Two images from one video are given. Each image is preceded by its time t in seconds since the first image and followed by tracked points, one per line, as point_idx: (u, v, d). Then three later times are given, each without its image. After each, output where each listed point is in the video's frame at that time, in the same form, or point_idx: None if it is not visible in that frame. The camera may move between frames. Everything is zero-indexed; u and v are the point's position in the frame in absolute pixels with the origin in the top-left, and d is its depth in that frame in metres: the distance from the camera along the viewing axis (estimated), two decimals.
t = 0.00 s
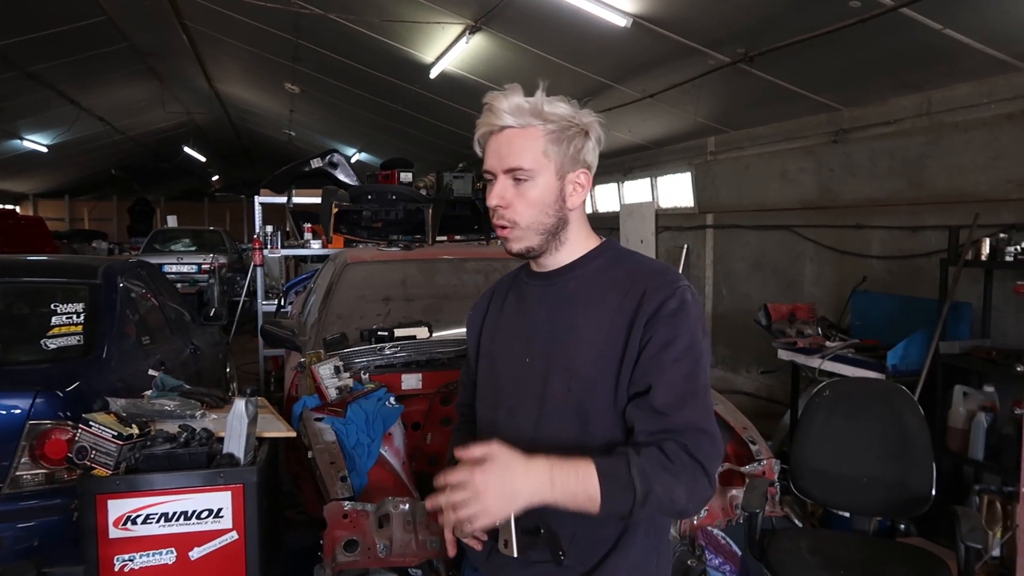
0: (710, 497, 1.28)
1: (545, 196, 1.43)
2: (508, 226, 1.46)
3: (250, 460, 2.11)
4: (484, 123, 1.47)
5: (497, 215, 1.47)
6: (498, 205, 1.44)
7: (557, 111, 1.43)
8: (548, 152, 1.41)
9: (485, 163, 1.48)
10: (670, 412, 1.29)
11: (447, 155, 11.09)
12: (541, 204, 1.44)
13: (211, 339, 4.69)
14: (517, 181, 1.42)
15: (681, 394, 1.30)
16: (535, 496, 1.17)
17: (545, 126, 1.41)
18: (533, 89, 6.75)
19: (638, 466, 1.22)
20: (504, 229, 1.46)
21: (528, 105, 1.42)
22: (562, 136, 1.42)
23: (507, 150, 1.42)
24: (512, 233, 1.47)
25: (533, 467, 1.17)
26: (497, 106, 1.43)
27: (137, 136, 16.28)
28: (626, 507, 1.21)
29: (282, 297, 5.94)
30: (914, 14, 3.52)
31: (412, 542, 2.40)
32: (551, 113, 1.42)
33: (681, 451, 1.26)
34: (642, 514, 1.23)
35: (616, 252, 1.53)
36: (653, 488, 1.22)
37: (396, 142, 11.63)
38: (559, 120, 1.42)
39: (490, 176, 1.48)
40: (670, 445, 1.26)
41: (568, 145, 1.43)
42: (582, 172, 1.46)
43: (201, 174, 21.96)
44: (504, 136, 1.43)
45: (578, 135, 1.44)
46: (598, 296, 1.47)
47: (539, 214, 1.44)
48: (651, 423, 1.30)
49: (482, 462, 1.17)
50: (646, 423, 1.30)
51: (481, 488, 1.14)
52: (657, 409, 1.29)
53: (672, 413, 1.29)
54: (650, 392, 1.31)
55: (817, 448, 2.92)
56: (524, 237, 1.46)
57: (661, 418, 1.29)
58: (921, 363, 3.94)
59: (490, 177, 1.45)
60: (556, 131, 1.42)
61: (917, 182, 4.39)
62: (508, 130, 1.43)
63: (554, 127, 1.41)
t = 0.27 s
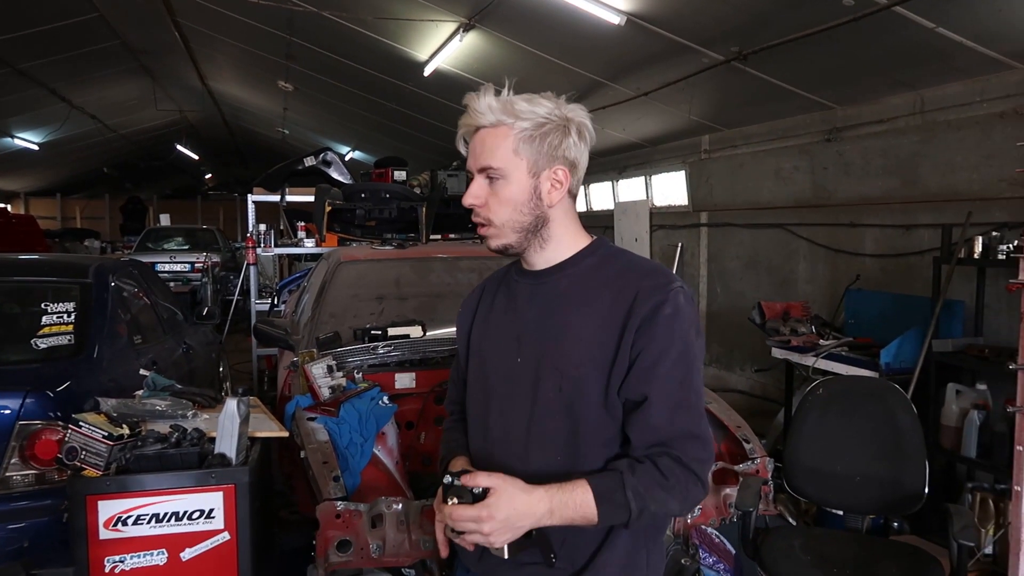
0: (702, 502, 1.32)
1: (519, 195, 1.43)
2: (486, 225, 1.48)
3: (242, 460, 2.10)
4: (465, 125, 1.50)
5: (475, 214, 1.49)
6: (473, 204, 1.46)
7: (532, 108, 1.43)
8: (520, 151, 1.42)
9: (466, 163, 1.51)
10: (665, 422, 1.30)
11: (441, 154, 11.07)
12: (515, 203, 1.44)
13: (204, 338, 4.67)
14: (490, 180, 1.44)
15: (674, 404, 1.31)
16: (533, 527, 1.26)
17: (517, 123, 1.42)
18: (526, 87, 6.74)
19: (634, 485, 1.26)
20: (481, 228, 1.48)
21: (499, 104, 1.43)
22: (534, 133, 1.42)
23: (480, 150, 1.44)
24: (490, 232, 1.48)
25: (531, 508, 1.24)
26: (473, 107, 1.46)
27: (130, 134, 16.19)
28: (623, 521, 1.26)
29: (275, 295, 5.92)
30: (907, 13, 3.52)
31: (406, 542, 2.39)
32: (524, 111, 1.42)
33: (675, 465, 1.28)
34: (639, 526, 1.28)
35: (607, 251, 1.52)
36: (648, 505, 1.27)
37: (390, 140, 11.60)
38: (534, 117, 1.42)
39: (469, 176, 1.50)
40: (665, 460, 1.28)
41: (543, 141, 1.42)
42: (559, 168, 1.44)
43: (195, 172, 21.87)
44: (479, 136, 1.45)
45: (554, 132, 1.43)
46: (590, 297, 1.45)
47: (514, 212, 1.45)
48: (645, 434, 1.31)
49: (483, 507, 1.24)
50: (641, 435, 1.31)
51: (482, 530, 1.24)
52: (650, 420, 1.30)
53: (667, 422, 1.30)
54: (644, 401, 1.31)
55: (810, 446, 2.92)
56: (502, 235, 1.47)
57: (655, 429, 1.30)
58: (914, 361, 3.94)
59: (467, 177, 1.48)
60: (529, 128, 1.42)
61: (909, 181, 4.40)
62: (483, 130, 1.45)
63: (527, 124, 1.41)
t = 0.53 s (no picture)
0: (708, 497, 1.32)
1: (524, 191, 1.44)
2: (492, 223, 1.48)
3: (243, 459, 2.11)
4: (467, 125, 1.51)
5: (481, 212, 1.49)
6: (479, 202, 1.47)
7: (534, 105, 1.43)
8: (524, 147, 1.42)
9: (470, 161, 1.52)
10: (669, 417, 1.31)
11: (442, 152, 11.07)
12: (521, 199, 1.44)
13: (206, 337, 4.68)
14: (496, 177, 1.45)
15: (676, 398, 1.32)
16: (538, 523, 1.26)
17: (521, 121, 1.42)
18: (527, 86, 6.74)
19: (643, 479, 1.26)
20: (487, 226, 1.48)
21: (502, 101, 1.43)
22: (539, 130, 1.42)
23: (485, 148, 1.45)
24: (496, 229, 1.49)
25: (534, 506, 1.24)
26: (476, 106, 1.46)
27: (130, 133, 16.19)
28: (631, 517, 1.26)
29: (277, 294, 5.93)
30: (907, 11, 3.52)
31: (407, 540, 2.39)
32: (528, 108, 1.43)
33: (682, 459, 1.29)
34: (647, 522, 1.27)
35: (607, 247, 1.53)
36: (658, 501, 1.26)
37: (391, 139, 11.60)
38: (537, 114, 1.43)
39: (474, 174, 1.51)
40: (672, 454, 1.28)
41: (547, 137, 1.43)
42: (564, 164, 1.45)
43: (196, 171, 21.88)
44: (482, 135, 1.46)
45: (558, 127, 1.44)
46: (591, 294, 1.46)
47: (520, 209, 1.45)
48: (649, 429, 1.31)
49: (483, 504, 1.25)
50: (646, 429, 1.31)
51: (483, 528, 1.26)
52: (653, 415, 1.31)
53: (670, 417, 1.31)
54: (646, 396, 1.31)
55: (810, 444, 2.94)
56: (508, 232, 1.48)
57: (659, 425, 1.31)
58: (914, 360, 3.95)
59: (472, 175, 1.48)
60: (532, 125, 1.42)
61: (910, 179, 4.40)
62: (487, 128, 1.45)
63: (531, 121, 1.42)
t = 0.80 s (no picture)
0: (710, 502, 1.31)
1: (529, 190, 1.44)
2: (497, 221, 1.49)
3: (252, 457, 2.11)
4: (474, 124, 1.51)
5: (487, 211, 1.50)
6: (484, 201, 1.47)
7: (539, 104, 1.43)
8: (529, 146, 1.42)
9: (477, 160, 1.52)
10: (672, 419, 1.30)
11: (451, 151, 11.07)
12: (525, 198, 1.44)
13: (215, 336, 4.70)
14: (500, 176, 1.45)
15: (682, 400, 1.31)
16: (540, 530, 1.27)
17: (526, 120, 1.42)
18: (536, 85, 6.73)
19: (642, 486, 1.26)
20: (493, 225, 1.49)
21: (507, 99, 1.43)
22: (543, 129, 1.42)
23: (489, 146, 1.45)
24: (502, 228, 1.49)
25: (533, 517, 1.25)
26: (481, 104, 1.46)
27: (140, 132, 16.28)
28: (630, 521, 1.26)
29: (286, 293, 5.95)
30: (918, 8, 3.50)
31: (415, 539, 2.40)
32: (532, 106, 1.43)
33: (683, 464, 1.28)
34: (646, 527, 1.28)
35: (615, 247, 1.52)
36: (657, 506, 1.26)
37: (400, 138, 11.62)
38: (542, 112, 1.43)
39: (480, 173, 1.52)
40: (673, 458, 1.28)
41: (552, 136, 1.43)
42: (569, 163, 1.45)
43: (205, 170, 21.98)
44: (488, 133, 1.46)
45: (563, 126, 1.44)
46: (599, 294, 1.46)
47: (524, 208, 1.45)
48: (652, 431, 1.31)
49: (483, 520, 1.26)
50: (649, 431, 1.31)
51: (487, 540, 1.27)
52: (657, 417, 1.30)
53: (674, 420, 1.30)
54: (651, 398, 1.31)
55: (820, 444, 2.91)
56: (514, 231, 1.48)
57: (663, 427, 1.30)
58: (924, 359, 3.92)
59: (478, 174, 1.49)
60: (537, 124, 1.42)
61: (921, 178, 4.38)
62: (492, 127, 1.46)
63: (535, 120, 1.42)
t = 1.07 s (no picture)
0: (715, 502, 1.30)
1: (531, 191, 1.44)
2: (500, 223, 1.49)
3: (258, 456, 2.11)
4: (475, 127, 1.52)
5: (489, 213, 1.50)
6: (487, 203, 1.47)
7: (539, 105, 1.43)
8: (529, 148, 1.42)
9: (479, 162, 1.53)
10: (677, 419, 1.30)
11: (455, 151, 11.08)
12: (527, 200, 1.44)
13: (220, 335, 4.71)
14: (502, 178, 1.45)
15: (686, 400, 1.31)
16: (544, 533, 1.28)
17: (526, 121, 1.42)
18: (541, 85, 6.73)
19: (647, 488, 1.25)
20: (496, 226, 1.49)
21: (508, 102, 1.44)
22: (543, 130, 1.42)
23: (490, 149, 1.46)
24: (505, 230, 1.50)
25: (539, 521, 1.25)
26: (482, 107, 1.47)
27: (145, 133, 16.34)
28: (636, 521, 1.26)
29: (291, 293, 5.96)
30: (925, 7, 3.48)
31: (420, 538, 2.40)
32: (532, 108, 1.43)
33: (688, 464, 1.27)
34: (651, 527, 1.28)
35: (620, 248, 1.52)
36: (662, 507, 1.26)
37: (404, 138, 11.62)
38: (542, 114, 1.43)
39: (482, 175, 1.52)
40: (678, 458, 1.28)
41: (552, 137, 1.43)
42: (570, 163, 1.45)
43: (210, 170, 22.05)
44: (489, 136, 1.46)
45: (564, 127, 1.44)
46: (604, 294, 1.45)
47: (527, 209, 1.46)
48: (657, 431, 1.31)
49: (488, 523, 1.26)
50: (653, 431, 1.31)
51: (492, 543, 1.27)
52: (663, 417, 1.30)
53: (678, 419, 1.30)
54: (655, 397, 1.31)
55: (826, 444, 2.90)
56: (517, 232, 1.48)
57: (668, 427, 1.30)
58: (930, 359, 3.91)
59: (481, 176, 1.49)
60: (537, 125, 1.42)
61: (927, 177, 4.36)
62: (492, 129, 1.46)
63: (536, 121, 1.42)
